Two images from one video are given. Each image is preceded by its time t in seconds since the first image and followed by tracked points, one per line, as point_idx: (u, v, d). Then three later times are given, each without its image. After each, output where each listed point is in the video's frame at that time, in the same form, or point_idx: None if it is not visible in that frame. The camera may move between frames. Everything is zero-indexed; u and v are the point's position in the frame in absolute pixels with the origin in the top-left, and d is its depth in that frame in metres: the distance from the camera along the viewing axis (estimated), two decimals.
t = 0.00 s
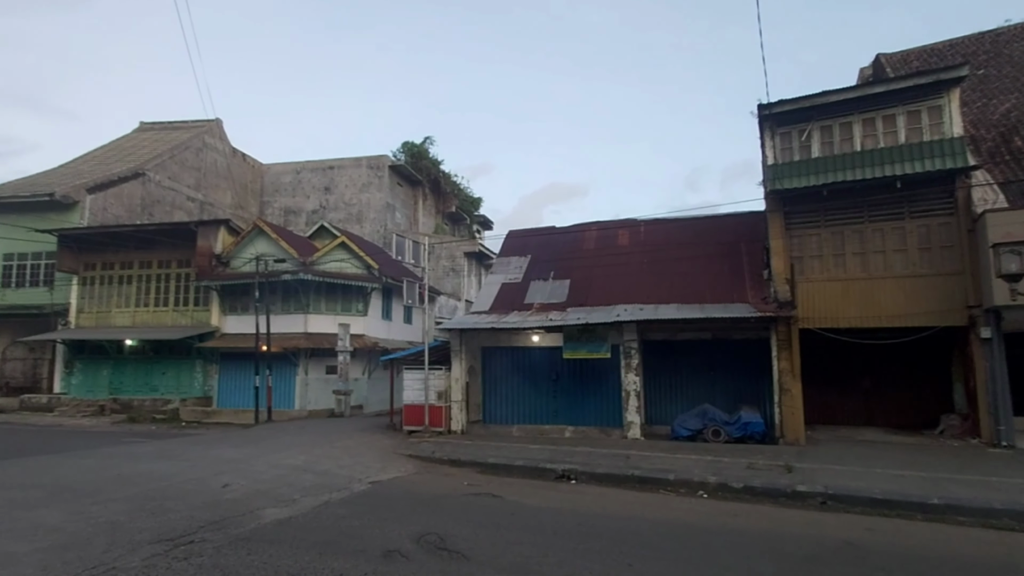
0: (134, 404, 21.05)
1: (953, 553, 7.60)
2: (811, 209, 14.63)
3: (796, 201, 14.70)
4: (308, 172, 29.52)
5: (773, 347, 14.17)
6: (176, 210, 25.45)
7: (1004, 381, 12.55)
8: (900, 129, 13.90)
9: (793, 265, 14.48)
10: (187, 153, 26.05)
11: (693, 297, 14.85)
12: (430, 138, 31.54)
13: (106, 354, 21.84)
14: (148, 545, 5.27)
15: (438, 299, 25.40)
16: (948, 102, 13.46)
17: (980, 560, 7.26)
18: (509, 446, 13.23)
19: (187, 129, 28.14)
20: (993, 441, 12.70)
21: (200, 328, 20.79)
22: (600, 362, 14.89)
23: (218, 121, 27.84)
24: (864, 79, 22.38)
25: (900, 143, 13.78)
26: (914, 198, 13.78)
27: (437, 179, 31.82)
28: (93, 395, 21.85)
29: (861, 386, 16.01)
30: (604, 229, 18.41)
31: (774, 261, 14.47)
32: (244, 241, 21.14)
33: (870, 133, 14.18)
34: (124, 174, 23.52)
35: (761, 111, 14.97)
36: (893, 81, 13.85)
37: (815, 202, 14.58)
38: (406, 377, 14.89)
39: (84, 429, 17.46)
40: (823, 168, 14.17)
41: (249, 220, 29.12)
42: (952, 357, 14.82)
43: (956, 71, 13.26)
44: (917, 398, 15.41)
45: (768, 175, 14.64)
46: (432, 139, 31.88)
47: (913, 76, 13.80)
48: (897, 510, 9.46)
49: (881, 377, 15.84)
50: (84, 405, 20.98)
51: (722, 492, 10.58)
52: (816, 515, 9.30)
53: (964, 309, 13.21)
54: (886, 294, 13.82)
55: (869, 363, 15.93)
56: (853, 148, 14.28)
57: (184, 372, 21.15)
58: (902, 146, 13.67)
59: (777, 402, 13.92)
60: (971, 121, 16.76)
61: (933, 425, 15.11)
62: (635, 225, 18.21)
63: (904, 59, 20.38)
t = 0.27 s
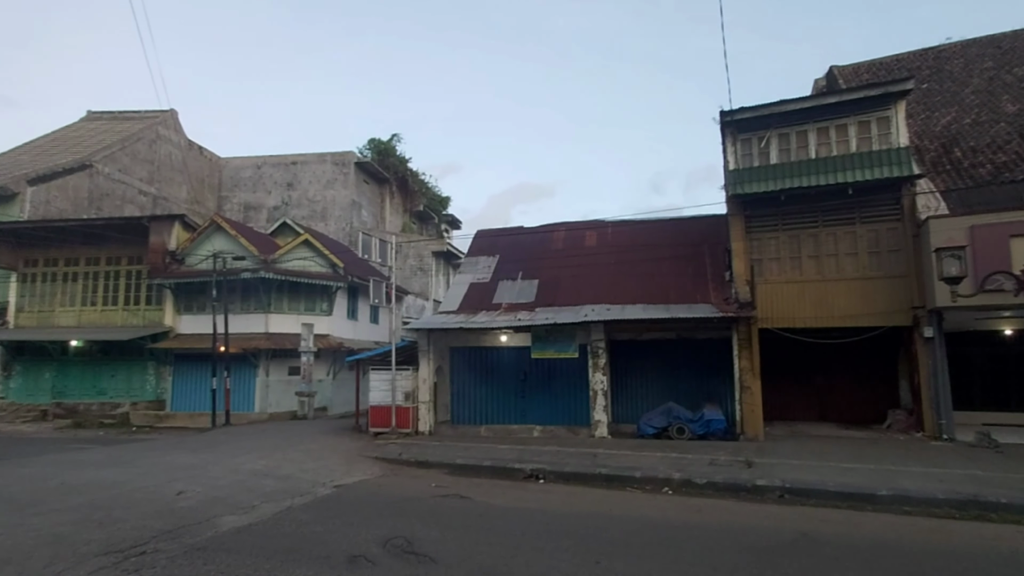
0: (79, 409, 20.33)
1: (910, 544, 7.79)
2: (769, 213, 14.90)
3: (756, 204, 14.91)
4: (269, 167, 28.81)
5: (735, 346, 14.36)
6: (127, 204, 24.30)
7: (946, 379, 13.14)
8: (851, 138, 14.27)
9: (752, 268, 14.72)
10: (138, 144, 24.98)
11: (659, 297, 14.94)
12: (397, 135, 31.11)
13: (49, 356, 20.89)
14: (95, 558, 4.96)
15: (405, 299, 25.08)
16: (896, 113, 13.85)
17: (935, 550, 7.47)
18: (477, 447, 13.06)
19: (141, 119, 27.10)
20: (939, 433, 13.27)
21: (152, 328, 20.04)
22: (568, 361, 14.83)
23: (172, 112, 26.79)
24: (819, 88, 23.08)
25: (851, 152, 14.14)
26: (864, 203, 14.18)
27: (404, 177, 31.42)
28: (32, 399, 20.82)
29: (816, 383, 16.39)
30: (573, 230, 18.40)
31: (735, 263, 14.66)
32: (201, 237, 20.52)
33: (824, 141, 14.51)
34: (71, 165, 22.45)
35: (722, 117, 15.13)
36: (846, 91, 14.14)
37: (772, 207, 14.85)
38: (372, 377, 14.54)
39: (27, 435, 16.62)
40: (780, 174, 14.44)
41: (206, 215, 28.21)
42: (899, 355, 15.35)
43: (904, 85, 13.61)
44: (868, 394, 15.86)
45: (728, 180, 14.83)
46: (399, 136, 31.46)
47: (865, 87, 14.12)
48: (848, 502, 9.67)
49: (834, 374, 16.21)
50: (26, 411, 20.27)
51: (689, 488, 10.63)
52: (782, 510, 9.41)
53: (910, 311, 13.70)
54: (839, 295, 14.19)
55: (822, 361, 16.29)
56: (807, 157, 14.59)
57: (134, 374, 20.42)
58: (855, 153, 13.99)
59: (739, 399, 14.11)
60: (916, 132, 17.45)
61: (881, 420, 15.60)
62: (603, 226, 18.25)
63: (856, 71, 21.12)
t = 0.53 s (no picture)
0: (17, 414, 19.28)
1: (876, 545, 7.96)
2: (734, 215, 15.53)
3: (723, 206, 15.52)
4: (229, 158, 27.96)
5: (705, 343, 14.42)
6: (70, 194, 22.70)
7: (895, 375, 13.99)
8: (810, 144, 14.97)
9: (719, 267, 15.32)
10: (83, 132, 23.45)
11: (632, 296, 14.92)
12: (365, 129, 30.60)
13: None
14: None
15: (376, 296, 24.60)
16: (851, 122, 14.58)
17: (900, 551, 7.63)
18: (448, 447, 12.79)
19: (90, 106, 25.87)
20: (887, 426, 14.04)
21: (99, 327, 19.19)
22: (541, 360, 14.63)
23: (122, 98, 25.29)
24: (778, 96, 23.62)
25: (810, 158, 14.85)
26: (821, 207, 15.00)
27: (373, 172, 30.95)
28: None
29: (777, 378, 16.64)
30: (545, 228, 18.27)
31: (703, 263, 15.17)
32: (153, 231, 19.80)
33: (784, 147, 15.15)
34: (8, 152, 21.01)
35: (691, 121, 15.62)
36: (806, 99, 14.80)
37: (737, 209, 15.48)
38: (340, 378, 14.08)
39: None
40: (745, 178, 15.04)
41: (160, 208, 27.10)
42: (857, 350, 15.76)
43: (858, 95, 14.36)
44: (828, 388, 16.19)
45: (696, 182, 15.35)
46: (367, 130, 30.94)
47: (823, 96, 14.82)
48: (807, 492, 10.46)
49: (794, 369, 16.50)
50: None
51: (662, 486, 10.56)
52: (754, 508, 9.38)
53: (863, 309, 14.57)
54: (797, 295, 14.97)
55: (783, 357, 16.57)
56: (771, 161, 15.20)
57: (79, 376, 19.53)
58: (813, 159, 14.76)
59: (706, 395, 14.20)
60: (868, 139, 17.92)
61: (837, 412, 15.98)
62: (575, 225, 18.16)
63: (813, 82, 21.80)
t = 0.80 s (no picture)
0: None
1: (838, 536, 8.09)
2: (699, 217, 15.69)
3: (688, 209, 15.67)
4: (183, 150, 27.04)
5: (670, 343, 14.53)
6: (8, 185, 20.90)
7: (850, 375, 14.39)
8: (772, 150, 15.27)
9: (684, 268, 15.46)
10: (24, 119, 21.71)
11: (599, 296, 14.93)
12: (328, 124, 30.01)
13: None
14: None
15: (339, 295, 24.07)
16: (809, 130, 14.98)
17: (860, 542, 7.79)
18: (413, 448, 12.57)
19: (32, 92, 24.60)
20: (841, 422, 14.40)
21: (40, 327, 18.38)
22: (509, 360, 14.49)
23: (66, 84, 23.55)
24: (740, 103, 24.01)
25: (771, 163, 15.14)
26: (781, 211, 15.32)
27: (337, 168, 30.39)
28: None
29: (739, 377, 16.86)
30: (513, 228, 18.16)
31: (669, 264, 15.27)
32: (99, 226, 19.07)
33: (748, 152, 15.43)
34: None
35: (657, 124, 15.67)
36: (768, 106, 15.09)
37: (702, 211, 15.64)
38: (302, 379, 13.70)
39: None
40: (711, 180, 15.19)
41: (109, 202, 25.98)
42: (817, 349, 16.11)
43: (817, 103, 14.76)
44: (788, 387, 16.47)
45: (662, 184, 15.43)
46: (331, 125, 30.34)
47: (783, 103, 15.15)
48: (769, 487, 10.62)
49: (756, 369, 16.72)
50: None
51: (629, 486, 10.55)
52: (720, 506, 9.44)
53: (820, 310, 14.88)
54: (760, 296, 15.20)
55: (745, 356, 16.79)
56: (734, 165, 15.45)
57: (19, 379, 18.65)
58: (774, 165, 15.04)
59: (672, 394, 14.30)
60: (825, 146, 18.27)
61: (796, 410, 16.26)
62: (543, 225, 18.09)
63: (775, 89, 22.24)
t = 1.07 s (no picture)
0: None
1: (801, 532, 8.22)
2: (668, 219, 15.82)
3: (659, 210, 15.77)
4: (141, 143, 26.17)
5: (641, 343, 14.61)
6: None
7: (813, 374, 14.66)
8: (739, 154, 15.46)
9: (655, 269, 15.57)
10: None
11: (570, 296, 14.92)
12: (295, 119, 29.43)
13: None
14: None
15: (305, 294, 23.65)
16: (776, 135, 15.22)
17: (823, 536, 7.93)
18: (382, 450, 12.37)
19: None
20: (805, 420, 14.68)
21: None
22: (479, 360, 14.39)
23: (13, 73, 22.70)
24: (708, 108, 24.34)
25: (739, 166, 15.34)
26: (749, 213, 15.53)
27: (303, 164, 29.84)
28: None
29: (707, 377, 17.05)
30: (484, 227, 18.04)
31: (640, 265, 15.35)
32: (50, 221, 18.43)
33: (716, 156, 15.60)
34: None
35: (628, 126, 15.74)
36: (736, 111, 15.27)
37: (672, 213, 15.76)
38: (266, 380, 13.32)
39: None
40: (680, 183, 15.31)
41: (60, 196, 24.98)
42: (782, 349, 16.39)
43: (783, 109, 14.98)
44: (754, 385, 16.73)
45: (633, 186, 15.51)
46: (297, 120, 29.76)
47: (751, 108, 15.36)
48: (736, 485, 10.72)
49: (723, 368, 16.94)
50: None
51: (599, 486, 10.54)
52: (689, 505, 9.48)
53: (785, 311, 15.13)
54: (728, 297, 15.37)
55: (713, 356, 17.01)
56: (703, 168, 15.60)
57: None
58: (742, 168, 15.24)
59: (642, 394, 14.38)
60: (790, 152, 18.64)
61: (762, 408, 16.53)
62: (515, 225, 18.02)
63: (743, 94, 22.58)
